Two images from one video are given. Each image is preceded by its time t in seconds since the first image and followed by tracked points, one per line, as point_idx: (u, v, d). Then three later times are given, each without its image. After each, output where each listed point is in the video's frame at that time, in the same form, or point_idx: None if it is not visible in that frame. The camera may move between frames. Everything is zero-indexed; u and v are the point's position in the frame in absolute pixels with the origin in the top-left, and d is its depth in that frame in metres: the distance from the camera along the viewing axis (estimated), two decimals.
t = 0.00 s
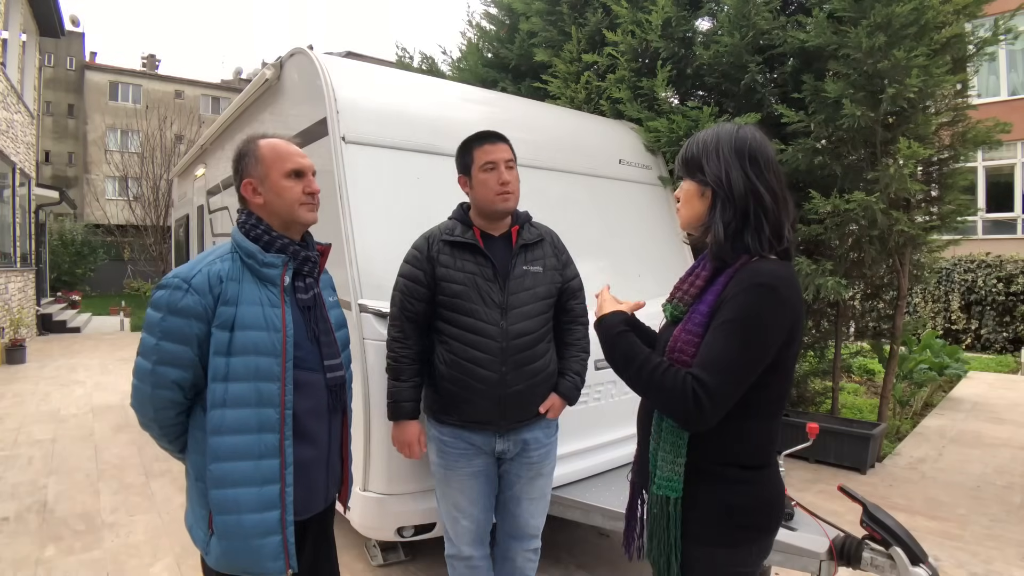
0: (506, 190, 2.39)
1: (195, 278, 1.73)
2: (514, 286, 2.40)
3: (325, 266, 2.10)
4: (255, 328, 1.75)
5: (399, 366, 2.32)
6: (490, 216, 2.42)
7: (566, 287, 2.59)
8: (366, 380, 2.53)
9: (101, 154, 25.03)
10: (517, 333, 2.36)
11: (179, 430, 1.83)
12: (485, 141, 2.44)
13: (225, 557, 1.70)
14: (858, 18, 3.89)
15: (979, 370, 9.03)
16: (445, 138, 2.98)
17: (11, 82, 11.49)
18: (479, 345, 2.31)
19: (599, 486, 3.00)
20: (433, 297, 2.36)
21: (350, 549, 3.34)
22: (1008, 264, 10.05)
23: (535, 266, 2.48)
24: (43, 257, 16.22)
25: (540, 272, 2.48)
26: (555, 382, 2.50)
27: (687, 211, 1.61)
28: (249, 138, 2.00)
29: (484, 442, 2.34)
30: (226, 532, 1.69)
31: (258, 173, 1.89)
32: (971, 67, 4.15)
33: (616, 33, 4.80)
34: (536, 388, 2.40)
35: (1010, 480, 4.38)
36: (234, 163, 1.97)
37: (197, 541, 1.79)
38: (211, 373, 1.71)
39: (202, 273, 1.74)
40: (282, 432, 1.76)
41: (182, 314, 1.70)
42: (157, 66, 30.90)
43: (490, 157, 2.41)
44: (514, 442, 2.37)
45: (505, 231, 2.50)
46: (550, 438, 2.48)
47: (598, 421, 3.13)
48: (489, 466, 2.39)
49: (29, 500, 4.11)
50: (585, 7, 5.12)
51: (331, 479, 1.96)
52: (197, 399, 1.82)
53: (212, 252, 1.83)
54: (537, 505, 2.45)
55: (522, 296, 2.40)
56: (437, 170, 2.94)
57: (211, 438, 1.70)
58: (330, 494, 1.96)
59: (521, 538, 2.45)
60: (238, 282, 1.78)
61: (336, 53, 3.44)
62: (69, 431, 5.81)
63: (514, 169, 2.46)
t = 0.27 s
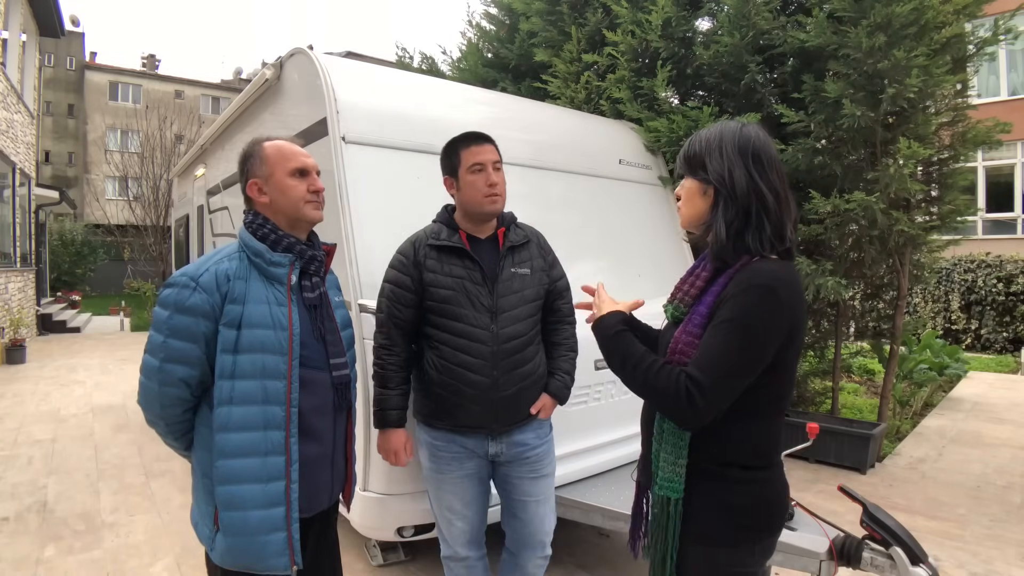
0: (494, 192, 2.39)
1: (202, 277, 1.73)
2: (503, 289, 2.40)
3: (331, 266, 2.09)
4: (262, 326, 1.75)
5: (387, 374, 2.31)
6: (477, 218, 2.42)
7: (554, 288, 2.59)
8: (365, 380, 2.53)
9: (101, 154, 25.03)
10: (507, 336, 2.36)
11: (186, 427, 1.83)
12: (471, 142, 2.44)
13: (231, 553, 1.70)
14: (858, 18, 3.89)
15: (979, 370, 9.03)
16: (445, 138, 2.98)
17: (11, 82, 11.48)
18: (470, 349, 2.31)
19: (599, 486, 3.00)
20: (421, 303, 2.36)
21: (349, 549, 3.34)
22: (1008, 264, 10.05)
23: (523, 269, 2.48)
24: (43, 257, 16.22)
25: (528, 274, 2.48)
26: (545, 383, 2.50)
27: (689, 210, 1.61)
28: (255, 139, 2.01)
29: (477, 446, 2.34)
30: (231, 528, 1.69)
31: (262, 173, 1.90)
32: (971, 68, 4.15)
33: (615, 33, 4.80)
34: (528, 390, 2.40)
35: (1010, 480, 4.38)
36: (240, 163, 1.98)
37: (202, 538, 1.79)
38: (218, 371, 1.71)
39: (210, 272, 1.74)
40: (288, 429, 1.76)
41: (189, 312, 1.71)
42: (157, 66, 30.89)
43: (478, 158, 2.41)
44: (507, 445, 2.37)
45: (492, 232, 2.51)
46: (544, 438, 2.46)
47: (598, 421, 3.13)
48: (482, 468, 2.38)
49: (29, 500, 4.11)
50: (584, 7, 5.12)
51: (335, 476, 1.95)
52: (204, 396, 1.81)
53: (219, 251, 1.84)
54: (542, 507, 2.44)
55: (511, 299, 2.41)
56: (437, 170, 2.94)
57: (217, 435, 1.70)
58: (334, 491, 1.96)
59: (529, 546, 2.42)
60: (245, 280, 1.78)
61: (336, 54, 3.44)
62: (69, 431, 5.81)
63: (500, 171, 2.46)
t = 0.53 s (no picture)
0: (488, 192, 2.39)
1: (205, 279, 1.73)
2: (497, 288, 2.40)
3: (333, 265, 2.09)
4: (265, 326, 1.76)
5: (380, 373, 2.31)
6: (470, 219, 2.42)
7: (548, 285, 2.59)
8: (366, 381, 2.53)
9: (101, 154, 25.03)
10: (502, 335, 2.36)
11: (193, 428, 1.83)
12: (464, 144, 2.44)
13: (239, 552, 1.71)
14: (858, 18, 3.89)
15: (979, 370, 9.04)
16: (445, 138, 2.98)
17: (10, 82, 11.48)
18: (464, 349, 2.31)
19: (599, 486, 3.00)
20: (415, 303, 2.36)
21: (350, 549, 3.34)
22: (1008, 263, 10.06)
23: (516, 266, 2.47)
24: (43, 257, 16.21)
25: (521, 272, 2.48)
26: (540, 382, 2.49)
27: (688, 208, 1.61)
28: (260, 140, 2.01)
29: (472, 445, 2.34)
30: (239, 528, 1.69)
31: (267, 174, 1.90)
32: (971, 68, 4.15)
33: (616, 33, 4.80)
34: (522, 389, 2.39)
35: (1010, 480, 4.38)
36: (245, 163, 1.98)
37: (210, 538, 1.79)
38: (222, 371, 1.71)
39: (212, 273, 1.74)
40: (293, 428, 1.76)
41: (192, 314, 1.71)
42: (157, 66, 30.87)
43: (472, 159, 2.41)
44: (502, 445, 2.36)
45: (484, 232, 2.51)
46: (539, 438, 2.46)
47: (598, 421, 3.13)
48: (479, 469, 2.38)
49: (29, 500, 4.11)
50: (585, 7, 5.12)
51: (343, 474, 1.95)
52: (210, 397, 1.81)
53: (221, 252, 1.84)
54: (542, 506, 2.44)
55: (505, 297, 2.40)
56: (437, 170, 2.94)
57: (223, 435, 1.70)
58: (342, 490, 1.96)
59: (530, 547, 2.42)
60: (247, 281, 1.78)
61: (336, 53, 3.43)
62: (69, 431, 5.81)
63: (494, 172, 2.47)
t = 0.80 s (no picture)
0: (491, 191, 2.39)
1: (205, 280, 1.73)
2: (495, 288, 2.40)
3: (334, 265, 2.09)
4: (266, 327, 1.75)
5: (379, 369, 2.30)
6: (469, 219, 2.41)
7: (546, 285, 2.59)
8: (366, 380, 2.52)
9: (102, 154, 25.04)
10: (501, 335, 2.36)
11: (194, 429, 1.84)
12: (466, 143, 2.44)
13: (240, 553, 1.71)
14: (858, 18, 3.89)
15: (979, 370, 9.04)
16: (445, 138, 2.98)
17: (11, 82, 11.48)
18: (463, 349, 2.31)
19: (599, 486, 3.00)
20: (414, 302, 2.36)
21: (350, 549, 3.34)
22: (1008, 264, 10.06)
23: (515, 266, 2.47)
24: (43, 257, 16.21)
25: (520, 272, 2.48)
26: (538, 382, 2.49)
27: (686, 210, 1.61)
28: (265, 138, 2.00)
29: (472, 445, 2.34)
30: (240, 529, 1.69)
31: (271, 174, 1.90)
32: (971, 68, 4.15)
33: (615, 33, 4.80)
34: (521, 389, 2.39)
35: (1010, 480, 4.38)
36: (249, 160, 1.98)
37: (212, 539, 1.79)
38: (222, 372, 1.71)
39: (212, 274, 1.74)
40: (293, 429, 1.76)
41: (193, 315, 1.71)
42: (157, 66, 30.87)
43: (475, 158, 2.41)
44: (501, 445, 2.36)
45: (483, 232, 2.50)
46: (538, 438, 2.46)
47: (598, 421, 3.13)
48: (478, 469, 2.38)
49: (29, 500, 4.11)
50: (585, 7, 5.11)
51: (343, 475, 1.95)
52: (210, 398, 1.81)
53: (221, 252, 1.84)
54: (542, 506, 2.44)
55: (504, 297, 2.40)
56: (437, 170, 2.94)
57: (223, 436, 1.70)
58: (343, 490, 1.95)
59: (530, 547, 2.41)
60: (247, 282, 1.78)
61: (337, 54, 3.44)
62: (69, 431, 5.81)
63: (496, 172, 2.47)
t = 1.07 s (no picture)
0: (495, 192, 2.40)
1: (207, 280, 1.73)
2: (493, 288, 2.40)
3: (336, 266, 2.09)
4: (268, 328, 1.75)
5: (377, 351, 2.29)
6: (469, 218, 2.42)
7: (545, 286, 2.59)
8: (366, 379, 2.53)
9: (102, 154, 25.03)
10: (499, 334, 2.36)
11: (196, 430, 1.84)
12: (474, 142, 2.44)
13: (243, 554, 1.71)
14: (858, 18, 3.89)
15: (979, 370, 9.03)
16: (445, 138, 2.98)
17: (10, 81, 11.48)
18: (460, 348, 2.31)
19: (599, 486, 3.00)
20: (412, 301, 2.37)
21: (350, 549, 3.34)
22: (1008, 264, 10.06)
23: (513, 267, 2.47)
24: (43, 257, 16.21)
25: (518, 272, 2.48)
26: (536, 383, 2.48)
27: (687, 205, 1.61)
28: (268, 137, 2.00)
29: (469, 445, 2.34)
30: (243, 529, 1.69)
31: (273, 175, 1.90)
32: (971, 68, 4.15)
33: (616, 33, 4.80)
34: (519, 389, 2.39)
35: (1010, 480, 4.38)
36: (252, 160, 1.98)
37: (214, 539, 1.80)
38: (225, 373, 1.72)
39: (214, 274, 1.74)
40: (296, 430, 1.76)
41: (195, 315, 1.71)
42: (157, 66, 30.85)
43: (482, 158, 2.41)
44: (499, 444, 2.36)
45: (482, 232, 2.50)
46: (536, 438, 2.45)
47: (598, 421, 3.13)
48: (476, 469, 2.38)
49: (29, 500, 4.11)
50: (585, 7, 5.11)
51: (345, 476, 1.95)
52: (213, 399, 1.82)
53: (223, 253, 1.84)
54: (541, 506, 2.44)
55: (502, 297, 2.40)
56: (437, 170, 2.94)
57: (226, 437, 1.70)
58: (345, 491, 1.96)
59: (529, 547, 2.42)
60: (250, 282, 1.78)
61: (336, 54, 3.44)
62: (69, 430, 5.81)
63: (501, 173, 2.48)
